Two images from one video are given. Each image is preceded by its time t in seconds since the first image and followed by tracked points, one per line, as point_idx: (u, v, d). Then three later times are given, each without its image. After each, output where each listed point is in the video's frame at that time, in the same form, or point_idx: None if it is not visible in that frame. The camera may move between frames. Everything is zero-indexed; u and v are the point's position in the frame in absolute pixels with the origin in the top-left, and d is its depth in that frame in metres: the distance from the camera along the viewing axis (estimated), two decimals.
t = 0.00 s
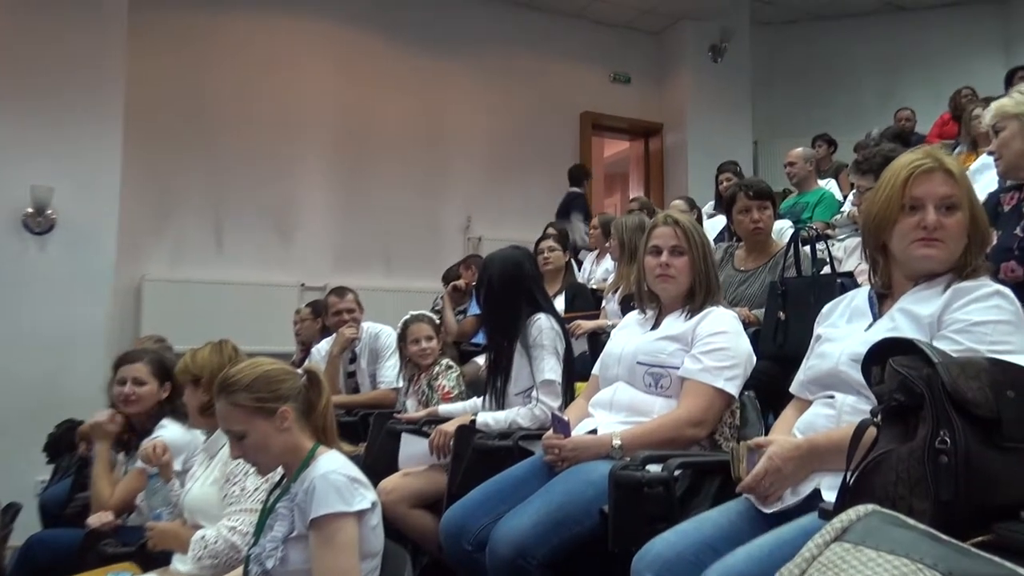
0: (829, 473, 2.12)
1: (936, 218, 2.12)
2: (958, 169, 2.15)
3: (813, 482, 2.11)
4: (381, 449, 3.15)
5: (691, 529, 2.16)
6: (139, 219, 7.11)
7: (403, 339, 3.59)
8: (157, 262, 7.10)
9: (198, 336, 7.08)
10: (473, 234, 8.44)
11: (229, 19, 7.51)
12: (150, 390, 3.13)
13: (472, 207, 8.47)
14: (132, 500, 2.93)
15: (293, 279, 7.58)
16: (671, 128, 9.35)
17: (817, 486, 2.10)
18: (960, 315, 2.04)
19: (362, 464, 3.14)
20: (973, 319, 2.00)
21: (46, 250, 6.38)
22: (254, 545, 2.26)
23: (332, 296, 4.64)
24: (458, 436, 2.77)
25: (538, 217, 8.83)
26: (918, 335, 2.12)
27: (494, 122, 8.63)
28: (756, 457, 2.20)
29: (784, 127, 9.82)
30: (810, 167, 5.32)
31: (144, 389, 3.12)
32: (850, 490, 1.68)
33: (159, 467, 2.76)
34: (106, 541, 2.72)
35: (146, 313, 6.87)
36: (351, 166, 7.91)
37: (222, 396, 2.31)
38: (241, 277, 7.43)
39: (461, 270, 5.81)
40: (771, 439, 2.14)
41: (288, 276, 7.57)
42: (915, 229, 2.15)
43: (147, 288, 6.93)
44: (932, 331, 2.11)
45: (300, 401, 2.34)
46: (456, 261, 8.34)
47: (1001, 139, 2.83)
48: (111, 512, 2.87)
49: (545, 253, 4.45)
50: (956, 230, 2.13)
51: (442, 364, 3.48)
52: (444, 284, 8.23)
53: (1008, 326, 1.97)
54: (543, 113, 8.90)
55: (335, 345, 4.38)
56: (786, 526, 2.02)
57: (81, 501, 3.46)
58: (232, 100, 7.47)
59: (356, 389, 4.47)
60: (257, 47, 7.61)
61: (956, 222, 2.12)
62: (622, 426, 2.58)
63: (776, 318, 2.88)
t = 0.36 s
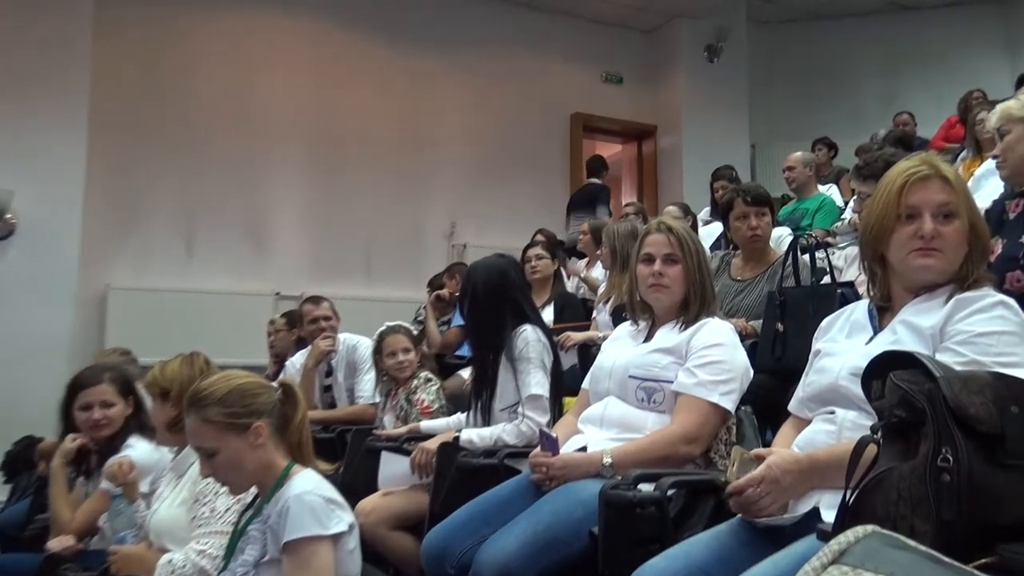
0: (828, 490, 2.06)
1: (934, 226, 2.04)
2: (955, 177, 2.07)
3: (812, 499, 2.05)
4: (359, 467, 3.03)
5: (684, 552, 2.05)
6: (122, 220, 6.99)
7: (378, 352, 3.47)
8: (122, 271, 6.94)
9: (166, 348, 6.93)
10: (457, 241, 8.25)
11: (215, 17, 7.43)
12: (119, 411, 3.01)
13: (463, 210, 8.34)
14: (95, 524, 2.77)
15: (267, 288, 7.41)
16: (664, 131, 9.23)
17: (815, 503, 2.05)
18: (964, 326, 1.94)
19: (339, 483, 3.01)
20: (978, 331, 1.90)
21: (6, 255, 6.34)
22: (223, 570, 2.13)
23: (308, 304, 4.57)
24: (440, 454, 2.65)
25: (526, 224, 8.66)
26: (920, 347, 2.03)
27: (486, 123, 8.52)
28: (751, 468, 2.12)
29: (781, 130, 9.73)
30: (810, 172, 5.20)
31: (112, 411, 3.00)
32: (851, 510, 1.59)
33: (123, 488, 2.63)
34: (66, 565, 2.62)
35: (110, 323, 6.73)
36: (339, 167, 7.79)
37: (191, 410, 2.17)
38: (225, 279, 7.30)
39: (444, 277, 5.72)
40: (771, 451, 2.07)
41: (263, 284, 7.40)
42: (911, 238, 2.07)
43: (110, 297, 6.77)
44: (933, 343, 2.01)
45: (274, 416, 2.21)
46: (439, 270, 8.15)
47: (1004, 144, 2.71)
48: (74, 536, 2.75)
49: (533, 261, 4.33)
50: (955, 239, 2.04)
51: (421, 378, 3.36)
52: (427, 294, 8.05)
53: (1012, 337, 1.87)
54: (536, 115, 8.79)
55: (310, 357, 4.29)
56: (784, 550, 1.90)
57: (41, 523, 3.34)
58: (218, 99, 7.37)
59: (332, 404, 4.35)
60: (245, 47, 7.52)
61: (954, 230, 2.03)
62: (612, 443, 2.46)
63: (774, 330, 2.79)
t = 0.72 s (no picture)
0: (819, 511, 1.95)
1: (915, 233, 1.97)
2: (935, 182, 2.00)
3: (802, 519, 1.94)
4: (328, 483, 2.88)
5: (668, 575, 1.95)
6: (100, 220, 6.88)
7: (347, 363, 3.36)
8: (79, 277, 6.76)
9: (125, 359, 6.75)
10: (434, 246, 8.12)
11: (197, 15, 7.33)
12: (71, 427, 2.88)
13: (447, 212, 8.22)
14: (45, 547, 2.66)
15: (232, 295, 7.25)
16: (650, 132, 9.13)
17: (806, 525, 1.94)
18: (955, 337, 1.85)
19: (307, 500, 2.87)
20: (970, 341, 1.81)
21: None
22: None
23: (276, 312, 4.50)
24: (415, 470, 2.53)
25: (506, 228, 8.53)
26: (912, 359, 1.93)
27: (472, 122, 8.42)
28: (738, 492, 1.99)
29: (770, 133, 9.65)
30: (801, 176, 5.18)
31: (64, 428, 2.88)
32: (840, 530, 1.56)
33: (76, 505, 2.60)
34: None
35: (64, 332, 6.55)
36: (320, 169, 7.68)
37: (165, 418, 2.09)
38: (203, 282, 7.18)
39: (422, 285, 5.60)
40: (759, 476, 1.95)
41: (228, 291, 7.24)
42: (892, 247, 2.00)
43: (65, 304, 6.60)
44: (923, 354, 1.92)
45: (251, 429, 2.15)
46: (415, 278, 7.99)
47: (1001, 149, 2.58)
48: (22, 559, 2.64)
49: (512, 267, 4.29)
50: (939, 246, 1.97)
51: (393, 390, 3.24)
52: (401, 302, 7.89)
53: (1005, 347, 1.79)
54: (519, 115, 8.68)
55: (277, 369, 4.12)
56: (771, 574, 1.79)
57: None
58: (199, 97, 7.26)
59: (300, 419, 4.24)
60: (226, 44, 7.42)
61: (937, 237, 1.96)
62: (594, 459, 2.35)
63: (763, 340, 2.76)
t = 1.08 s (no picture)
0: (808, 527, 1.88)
1: (895, 240, 1.89)
2: (918, 187, 1.92)
3: (791, 536, 1.87)
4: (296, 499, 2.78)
5: None
6: (75, 222, 6.76)
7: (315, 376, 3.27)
8: (31, 284, 6.58)
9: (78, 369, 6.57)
10: (408, 251, 7.97)
11: (175, 12, 7.22)
12: (19, 442, 2.75)
13: (424, 215, 8.08)
14: None
15: (193, 302, 7.07)
16: (635, 133, 9.04)
17: (795, 541, 1.87)
18: (949, 346, 1.77)
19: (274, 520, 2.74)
20: (963, 351, 1.74)
21: None
22: None
23: (239, 321, 4.40)
24: (386, 489, 2.42)
25: (483, 232, 8.39)
26: (905, 371, 1.85)
27: (457, 122, 8.31)
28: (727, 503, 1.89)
29: (759, 133, 9.57)
30: (791, 178, 5.10)
31: (12, 443, 2.75)
32: (830, 546, 1.54)
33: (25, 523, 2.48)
34: None
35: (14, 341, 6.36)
36: (303, 169, 7.56)
37: (128, 427, 2.01)
38: (180, 284, 7.05)
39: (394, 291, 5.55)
40: (748, 485, 1.88)
41: (189, 298, 7.06)
42: (873, 255, 1.92)
43: (16, 311, 6.41)
44: (916, 366, 1.83)
45: (217, 441, 2.03)
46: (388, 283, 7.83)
47: (998, 150, 2.47)
48: None
49: (490, 274, 4.15)
50: (923, 254, 1.88)
51: (362, 403, 3.15)
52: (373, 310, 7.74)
53: (999, 358, 1.72)
54: (502, 114, 8.57)
55: (241, 380, 4.08)
56: None
57: None
58: (179, 97, 7.14)
59: (265, 433, 4.16)
60: (201, 39, 7.28)
61: (920, 243, 1.88)
62: (575, 475, 2.25)
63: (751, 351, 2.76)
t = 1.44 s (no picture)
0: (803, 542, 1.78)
1: (896, 240, 1.80)
2: (919, 187, 1.83)
3: (787, 551, 1.76)
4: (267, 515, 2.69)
5: None
6: (53, 221, 6.61)
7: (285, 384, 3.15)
8: None
9: (37, 375, 6.35)
10: (385, 253, 7.76)
11: (158, 5, 7.13)
12: None
13: (404, 216, 7.93)
14: None
15: (159, 306, 6.85)
16: (623, 130, 8.95)
17: (790, 557, 1.76)
18: (951, 354, 1.67)
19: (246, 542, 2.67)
20: (965, 359, 1.64)
21: None
22: None
23: (204, 328, 4.30)
24: (360, 504, 2.31)
25: (467, 233, 8.23)
26: (904, 379, 1.74)
27: (445, 118, 8.23)
28: (717, 515, 1.80)
29: (756, 129, 9.43)
30: (787, 177, 4.99)
31: None
32: (823, 562, 1.42)
33: None
34: None
35: None
36: (291, 168, 7.45)
37: (115, 416, 1.95)
38: (163, 286, 6.89)
39: (370, 296, 5.49)
40: (742, 498, 1.77)
41: (154, 302, 6.85)
42: (873, 255, 1.82)
43: None
44: (917, 373, 1.73)
45: (203, 455, 1.97)
46: (364, 285, 7.64)
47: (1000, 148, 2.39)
48: None
49: (469, 276, 4.11)
50: (924, 256, 1.78)
51: (338, 412, 3.04)
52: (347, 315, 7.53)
53: (1004, 366, 1.63)
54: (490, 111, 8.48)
55: (207, 389, 3.94)
56: None
57: None
58: (165, 94, 7.04)
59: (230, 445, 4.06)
60: (184, 33, 7.20)
61: (920, 244, 1.78)
62: (559, 487, 2.14)
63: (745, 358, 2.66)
